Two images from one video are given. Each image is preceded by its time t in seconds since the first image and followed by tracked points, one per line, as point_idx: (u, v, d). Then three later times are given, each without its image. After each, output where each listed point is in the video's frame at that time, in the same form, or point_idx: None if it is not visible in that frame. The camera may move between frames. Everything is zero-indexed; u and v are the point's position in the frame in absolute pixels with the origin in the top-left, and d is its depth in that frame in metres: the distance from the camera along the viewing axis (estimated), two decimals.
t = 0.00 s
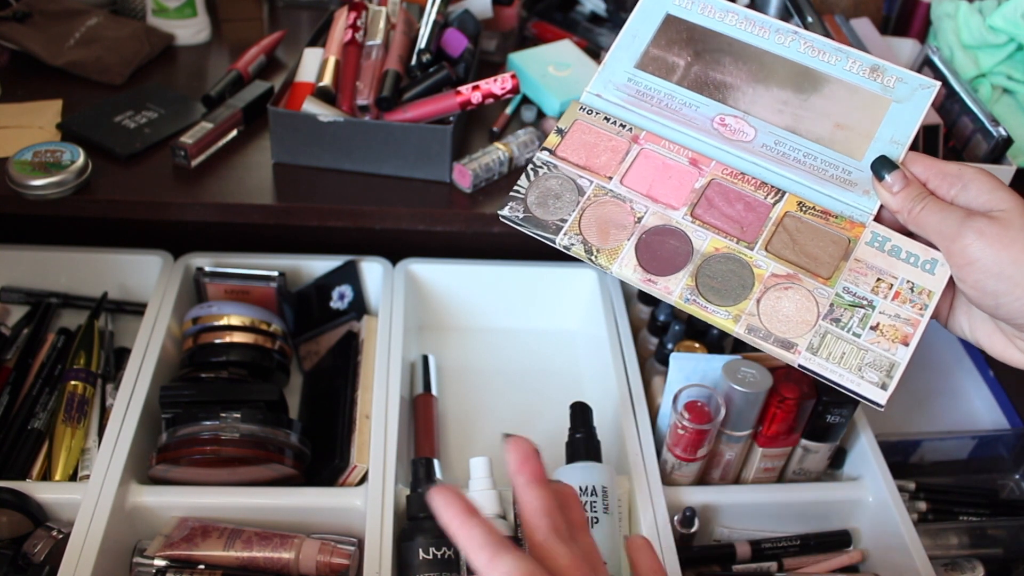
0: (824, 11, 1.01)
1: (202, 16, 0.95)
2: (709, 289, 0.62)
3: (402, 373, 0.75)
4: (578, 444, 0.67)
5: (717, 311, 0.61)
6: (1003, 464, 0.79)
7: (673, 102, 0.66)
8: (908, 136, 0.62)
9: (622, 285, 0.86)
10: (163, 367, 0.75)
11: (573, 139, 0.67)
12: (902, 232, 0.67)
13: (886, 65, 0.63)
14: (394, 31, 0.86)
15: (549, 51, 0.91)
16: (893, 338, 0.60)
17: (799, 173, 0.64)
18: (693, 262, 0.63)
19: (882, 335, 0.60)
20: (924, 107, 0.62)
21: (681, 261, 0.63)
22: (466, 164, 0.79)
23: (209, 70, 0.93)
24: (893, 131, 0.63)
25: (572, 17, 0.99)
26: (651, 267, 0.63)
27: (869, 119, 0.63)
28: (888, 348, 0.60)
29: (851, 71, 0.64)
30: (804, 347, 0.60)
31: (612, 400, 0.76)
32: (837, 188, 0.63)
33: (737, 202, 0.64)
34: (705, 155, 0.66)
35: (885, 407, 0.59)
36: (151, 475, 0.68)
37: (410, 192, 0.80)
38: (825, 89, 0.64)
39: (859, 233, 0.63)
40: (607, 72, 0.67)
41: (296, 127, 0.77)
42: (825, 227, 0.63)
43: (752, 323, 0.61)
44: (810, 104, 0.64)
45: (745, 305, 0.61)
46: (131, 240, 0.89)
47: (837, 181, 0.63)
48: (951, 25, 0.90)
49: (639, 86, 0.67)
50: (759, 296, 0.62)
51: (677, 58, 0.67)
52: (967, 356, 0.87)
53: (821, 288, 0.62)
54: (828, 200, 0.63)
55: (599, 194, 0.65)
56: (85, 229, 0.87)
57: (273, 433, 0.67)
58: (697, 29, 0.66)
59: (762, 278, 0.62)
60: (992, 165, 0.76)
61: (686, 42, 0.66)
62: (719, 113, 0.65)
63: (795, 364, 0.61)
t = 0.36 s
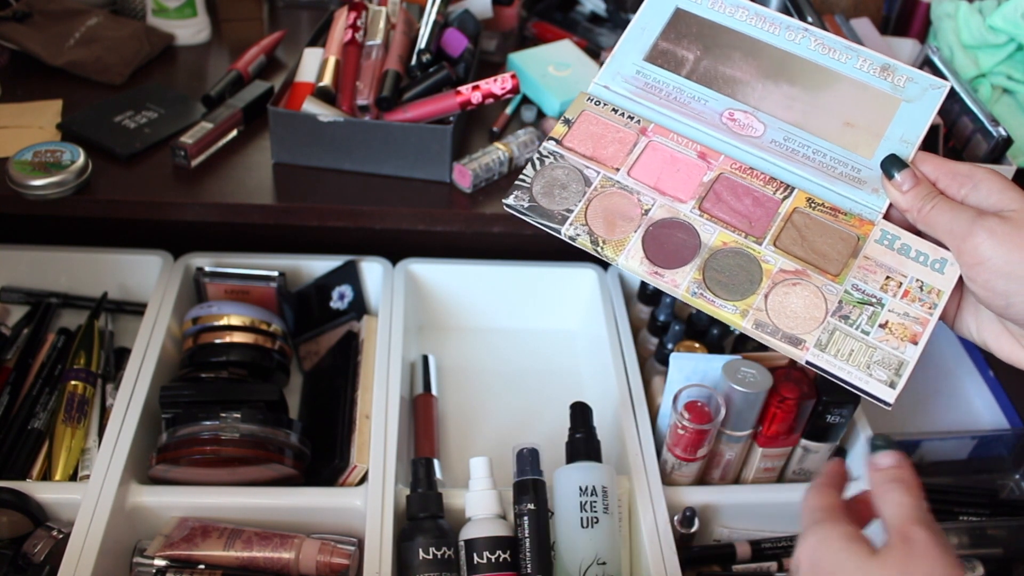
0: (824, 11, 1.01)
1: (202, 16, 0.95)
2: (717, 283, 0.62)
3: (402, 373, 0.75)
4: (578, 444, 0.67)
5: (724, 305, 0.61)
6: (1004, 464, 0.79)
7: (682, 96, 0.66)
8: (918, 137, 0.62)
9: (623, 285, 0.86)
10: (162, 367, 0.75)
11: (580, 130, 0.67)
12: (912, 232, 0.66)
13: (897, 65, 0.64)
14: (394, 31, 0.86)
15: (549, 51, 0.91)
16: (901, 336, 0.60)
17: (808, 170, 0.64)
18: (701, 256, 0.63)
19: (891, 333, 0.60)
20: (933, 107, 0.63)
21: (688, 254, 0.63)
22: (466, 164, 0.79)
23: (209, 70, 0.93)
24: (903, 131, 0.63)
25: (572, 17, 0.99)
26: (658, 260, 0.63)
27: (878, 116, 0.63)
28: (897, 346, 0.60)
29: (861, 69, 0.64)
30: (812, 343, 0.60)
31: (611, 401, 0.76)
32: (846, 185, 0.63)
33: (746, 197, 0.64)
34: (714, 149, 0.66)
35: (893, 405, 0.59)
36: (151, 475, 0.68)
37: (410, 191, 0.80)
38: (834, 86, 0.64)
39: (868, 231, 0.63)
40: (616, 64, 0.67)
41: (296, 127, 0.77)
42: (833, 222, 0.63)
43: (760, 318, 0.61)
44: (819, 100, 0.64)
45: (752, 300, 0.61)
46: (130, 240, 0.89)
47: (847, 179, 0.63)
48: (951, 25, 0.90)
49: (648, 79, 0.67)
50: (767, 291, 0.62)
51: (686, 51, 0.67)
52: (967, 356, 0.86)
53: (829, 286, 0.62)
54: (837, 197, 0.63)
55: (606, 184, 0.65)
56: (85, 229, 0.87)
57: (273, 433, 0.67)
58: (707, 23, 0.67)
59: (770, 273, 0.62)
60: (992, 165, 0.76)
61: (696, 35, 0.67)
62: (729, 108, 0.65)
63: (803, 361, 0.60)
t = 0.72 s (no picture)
0: (824, 11, 1.01)
1: (202, 16, 0.95)
2: (720, 289, 0.62)
3: (402, 372, 0.75)
4: (578, 444, 0.67)
5: (728, 311, 0.61)
6: (1004, 463, 0.79)
7: (688, 100, 0.66)
8: (923, 143, 0.62)
9: (623, 285, 0.86)
10: (162, 368, 0.75)
11: (586, 133, 0.67)
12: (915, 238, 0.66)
13: (903, 70, 0.63)
14: (394, 31, 0.86)
15: (549, 51, 0.91)
16: (903, 344, 0.60)
17: (812, 174, 0.64)
18: (704, 262, 0.63)
19: (893, 341, 0.60)
20: (939, 112, 0.62)
21: (692, 260, 0.63)
22: (466, 164, 0.79)
23: (209, 70, 0.93)
24: (908, 137, 0.62)
25: (572, 17, 0.99)
26: (662, 266, 0.63)
27: (884, 122, 0.63)
28: (899, 354, 0.60)
29: (867, 74, 0.64)
30: (815, 351, 0.60)
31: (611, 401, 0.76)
32: (851, 191, 0.63)
33: (750, 203, 0.65)
34: (719, 154, 0.66)
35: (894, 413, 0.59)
36: (151, 475, 0.68)
37: (411, 192, 0.80)
38: (840, 91, 0.64)
39: (872, 238, 0.63)
40: (623, 66, 0.67)
41: (296, 128, 0.77)
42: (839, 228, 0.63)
43: (762, 325, 0.61)
44: (825, 105, 0.64)
45: (755, 307, 0.61)
46: (130, 241, 0.89)
47: (852, 184, 0.63)
48: (951, 25, 0.90)
49: (654, 82, 0.67)
50: (770, 298, 0.62)
51: (692, 55, 0.67)
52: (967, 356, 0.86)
53: (833, 292, 0.62)
54: (841, 202, 0.63)
55: (611, 189, 0.65)
56: (84, 229, 0.87)
57: (273, 433, 0.67)
58: (713, 25, 0.66)
59: (774, 279, 0.62)
60: (992, 165, 0.76)
61: (702, 39, 0.67)
62: (734, 112, 0.65)
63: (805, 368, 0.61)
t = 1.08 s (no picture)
0: (824, 11, 1.01)
1: (202, 16, 0.95)
2: (687, 298, 0.62)
3: (402, 371, 0.75)
4: (577, 444, 0.67)
5: (695, 320, 0.61)
6: (1004, 464, 0.79)
7: (654, 106, 0.66)
8: (889, 145, 0.62)
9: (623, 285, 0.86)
10: (162, 368, 0.75)
11: (553, 142, 0.67)
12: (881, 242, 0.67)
13: (868, 72, 0.63)
14: (394, 32, 0.86)
15: (550, 51, 0.91)
16: (870, 349, 0.60)
17: (779, 180, 0.63)
18: (671, 270, 0.63)
19: (859, 346, 0.60)
20: (906, 114, 0.62)
21: (659, 269, 0.63)
22: (466, 164, 0.79)
23: (209, 71, 0.93)
24: (874, 140, 0.62)
25: (572, 17, 0.98)
26: (630, 275, 0.63)
27: (850, 125, 0.63)
28: (865, 359, 0.60)
29: (834, 77, 0.64)
30: (782, 358, 0.60)
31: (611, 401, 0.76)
32: (817, 195, 0.63)
33: (717, 209, 0.64)
34: (685, 160, 0.65)
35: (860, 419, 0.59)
36: (151, 475, 0.68)
37: (410, 192, 0.80)
38: (807, 95, 0.64)
39: (838, 242, 0.62)
40: (588, 74, 0.67)
41: (297, 127, 0.77)
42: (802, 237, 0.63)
43: (730, 333, 0.61)
44: (792, 109, 0.64)
45: (722, 315, 0.61)
46: (131, 241, 0.89)
47: (818, 189, 0.63)
48: (951, 25, 0.90)
49: (620, 89, 0.66)
50: (738, 305, 0.62)
51: (658, 61, 0.67)
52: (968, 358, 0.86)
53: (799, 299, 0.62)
54: (808, 208, 0.63)
55: (578, 199, 0.65)
56: (86, 229, 0.87)
57: (273, 433, 0.67)
58: (681, 30, 0.66)
59: (740, 287, 0.62)
60: (992, 165, 0.76)
61: (668, 44, 0.67)
62: (701, 118, 0.65)
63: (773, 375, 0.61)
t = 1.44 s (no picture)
0: (824, 11, 1.01)
1: (202, 16, 0.95)
2: (679, 300, 0.62)
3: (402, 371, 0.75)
4: (577, 444, 0.67)
5: (686, 322, 0.62)
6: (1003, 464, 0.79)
7: (649, 104, 0.66)
8: (885, 145, 0.62)
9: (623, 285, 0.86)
10: (162, 368, 0.75)
11: (547, 141, 0.67)
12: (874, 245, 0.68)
13: (865, 70, 0.62)
14: (394, 31, 0.86)
15: (550, 51, 0.91)
16: (860, 354, 0.60)
17: (773, 180, 0.63)
18: (664, 272, 0.63)
19: (849, 351, 0.60)
20: (902, 114, 0.62)
21: (651, 271, 0.63)
22: (466, 164, 0.79)
23: (209, 70, 0.93)
24: (870, 140, 0.62)
25: (572, 16, 0.99)
26: (622, 276, 0.63)
27: (846, 124, 0.62)
28: (854, 365, 0.59)
29: (830, 75, 0.63)
30: (772, 362, 0.60)
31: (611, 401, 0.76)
32: (811, 196, 0.63)
33: (710, 210, 0.65)
34: (680, 160, 0.65)
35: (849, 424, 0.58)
36: (151, 475, 0.68)
37: (410, 192, 0.79)
38: (803, 93, 0.63)
39: (831, 245, 0.62)
40: (583, 71, 0.66)
41: (297, 127, 0.77)
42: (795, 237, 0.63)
43: (720, 336, 0.61)
44: (788, 108, 0.63)
45: (713, 317, 0.62)
46: (132, 241, 0.89)
47: (812, 189, 0.62)
48: (951, 25, 0.90)
49: (616, 86, 0.66)
50: (728, 308, 0.62)
51: (654, 57, 0.66)
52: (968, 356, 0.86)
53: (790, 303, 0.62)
54: (801, 209, 0.63)
55: (571, 199, 0.65)
56: (87, 228, 0.87)
57: (273, 433, 0.67)
58: (676, 27, 0.66)
59: (732, 289, 0.63)
60: (992, 165, 0.76)
61: (665, 41, 0.66)
62: (695, 116, 0.65)
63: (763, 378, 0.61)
